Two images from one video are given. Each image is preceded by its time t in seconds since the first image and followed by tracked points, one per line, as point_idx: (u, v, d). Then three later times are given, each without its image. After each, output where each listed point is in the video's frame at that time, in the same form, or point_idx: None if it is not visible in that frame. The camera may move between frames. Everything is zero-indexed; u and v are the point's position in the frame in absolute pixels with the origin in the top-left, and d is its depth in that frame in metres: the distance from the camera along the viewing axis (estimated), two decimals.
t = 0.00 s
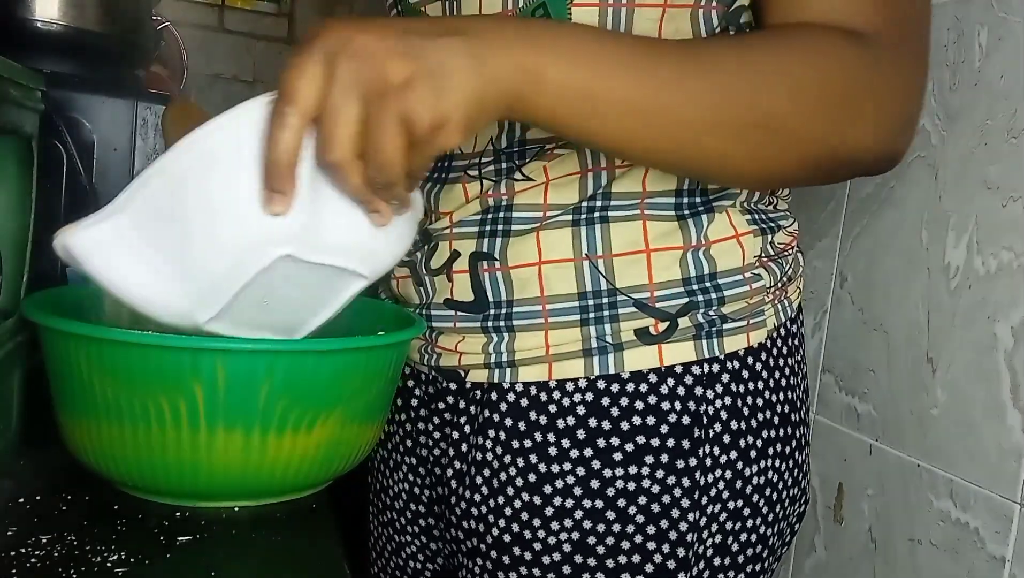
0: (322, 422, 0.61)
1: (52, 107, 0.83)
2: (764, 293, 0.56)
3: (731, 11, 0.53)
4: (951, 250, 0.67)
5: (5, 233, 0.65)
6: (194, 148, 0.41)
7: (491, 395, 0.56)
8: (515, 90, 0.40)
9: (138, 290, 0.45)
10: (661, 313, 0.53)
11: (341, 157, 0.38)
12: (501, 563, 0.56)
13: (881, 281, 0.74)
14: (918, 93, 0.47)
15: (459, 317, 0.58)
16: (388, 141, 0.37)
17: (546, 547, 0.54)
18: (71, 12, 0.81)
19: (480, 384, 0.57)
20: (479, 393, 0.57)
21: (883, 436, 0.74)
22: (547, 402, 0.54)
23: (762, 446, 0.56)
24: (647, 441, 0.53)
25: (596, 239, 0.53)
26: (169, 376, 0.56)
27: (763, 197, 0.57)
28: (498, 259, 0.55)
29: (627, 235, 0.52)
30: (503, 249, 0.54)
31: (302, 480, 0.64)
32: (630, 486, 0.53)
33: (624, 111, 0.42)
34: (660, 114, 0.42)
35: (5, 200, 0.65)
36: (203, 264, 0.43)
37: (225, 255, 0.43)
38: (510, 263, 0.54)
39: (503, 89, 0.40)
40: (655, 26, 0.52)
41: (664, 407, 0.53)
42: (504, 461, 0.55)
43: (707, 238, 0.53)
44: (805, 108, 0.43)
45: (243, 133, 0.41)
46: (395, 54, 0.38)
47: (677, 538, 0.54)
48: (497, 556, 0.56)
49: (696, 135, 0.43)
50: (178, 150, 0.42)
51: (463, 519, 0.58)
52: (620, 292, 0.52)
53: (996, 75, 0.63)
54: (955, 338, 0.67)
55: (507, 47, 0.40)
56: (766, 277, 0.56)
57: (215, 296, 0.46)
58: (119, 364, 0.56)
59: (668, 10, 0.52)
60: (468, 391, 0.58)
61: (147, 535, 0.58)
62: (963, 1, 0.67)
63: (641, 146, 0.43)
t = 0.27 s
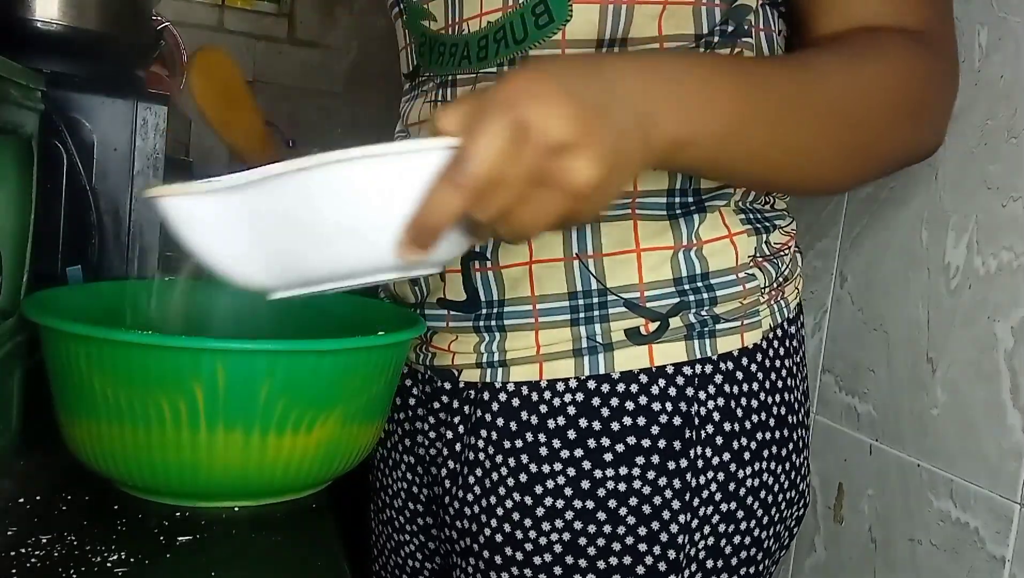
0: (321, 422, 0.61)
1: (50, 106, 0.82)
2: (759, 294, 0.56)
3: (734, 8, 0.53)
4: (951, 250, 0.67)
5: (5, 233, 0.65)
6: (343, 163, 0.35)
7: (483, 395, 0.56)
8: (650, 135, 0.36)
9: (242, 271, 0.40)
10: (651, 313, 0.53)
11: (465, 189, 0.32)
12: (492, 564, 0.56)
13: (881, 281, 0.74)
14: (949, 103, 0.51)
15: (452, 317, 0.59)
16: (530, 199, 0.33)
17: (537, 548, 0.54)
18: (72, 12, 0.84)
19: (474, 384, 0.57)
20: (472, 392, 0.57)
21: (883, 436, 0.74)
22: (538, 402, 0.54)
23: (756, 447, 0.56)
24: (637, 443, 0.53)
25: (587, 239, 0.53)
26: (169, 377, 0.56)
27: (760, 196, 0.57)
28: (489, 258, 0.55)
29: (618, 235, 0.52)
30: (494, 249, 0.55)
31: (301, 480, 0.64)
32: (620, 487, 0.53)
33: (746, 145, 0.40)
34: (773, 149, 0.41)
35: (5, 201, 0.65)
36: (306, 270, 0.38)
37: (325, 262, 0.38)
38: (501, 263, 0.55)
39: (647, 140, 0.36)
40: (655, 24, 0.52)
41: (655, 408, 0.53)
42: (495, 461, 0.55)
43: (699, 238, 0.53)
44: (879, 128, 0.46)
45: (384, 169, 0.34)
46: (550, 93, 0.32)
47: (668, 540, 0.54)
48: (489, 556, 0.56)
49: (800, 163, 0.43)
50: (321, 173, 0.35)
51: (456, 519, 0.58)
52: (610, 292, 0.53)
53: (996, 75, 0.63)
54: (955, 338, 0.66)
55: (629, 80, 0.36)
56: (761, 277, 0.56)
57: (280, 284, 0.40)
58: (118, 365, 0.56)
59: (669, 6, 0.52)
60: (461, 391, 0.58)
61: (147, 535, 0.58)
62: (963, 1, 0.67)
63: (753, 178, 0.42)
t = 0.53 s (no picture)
0: (321, 422, 0.61)
1: (51, 107, 0.83)
2: (767, 295, 0.56)
3: (747, 15, 0.53)
4: (951, 250, 0.67)
5: (5, 233, 0.65)
6: (381, 88, 0.30)
7: (492, 395, 0.56)
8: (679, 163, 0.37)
9: (225, 198, 0.31)
10: (662, 315, 0.53)
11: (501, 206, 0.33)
12: (501, 564, 0.56)
13: (882, 281, 0.74)
14: (963, 120, 0.53)
15: (461, 317, 0.58)
16: (562, 216, 0.34)
17: (546, 548, 0.54)
18: (71, 10, 0.83)
19: (482, 385, 0.57)
20: (480, 393, 0.57)
21: (883, 436, 0.74)
22: (547, 403, 0.54)
23: (763, 447, 0.56)
24: (647, 443, 0.53)
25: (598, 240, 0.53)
26: (169, 376, 0.56)
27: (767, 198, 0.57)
28: (500, 260, 0.55)
29: (629, 237, 0.52)
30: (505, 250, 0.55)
31: (301, 480, 0.64)
32: (630, 488, 0.53)
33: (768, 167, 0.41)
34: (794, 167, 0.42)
35: (5, 201, 0.65)
36: (316, 217, 0.31)
37: (339, 211, 0.31)
38: (511, 265, 0.55)
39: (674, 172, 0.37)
40: (668, 28, 0.52)
41: (665, 409, 0.53)
42: (505, 461, 0.55)
43: (710, 240, 0.53)
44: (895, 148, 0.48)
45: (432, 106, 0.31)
46: (617, 112, 0.33)
47: (677, 540, 0.54)
48: (497, 556, 0.56)
49: (815, 186, 0.44)
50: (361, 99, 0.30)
51: (463, 519, 0.58)
52: (621, 293, 0.53)
53: (996, 75, 0.63)
54: (955, 338, 0.67)
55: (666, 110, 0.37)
56: (769, 278, 0.56)
57: (277, 234, 0.32)
58: (120, 365, 0.56)
59: (681, 13, 0.52)
60: (469, 392, 0.58)
61: (147, 535, 0.58)
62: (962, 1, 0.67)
63: (768, 199, 0.43)
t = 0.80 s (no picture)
0: (321, 422, 0.61)
1: (52, 108, 0.83)
2: (770, 295, 0.56)
3: (749, 16, 0.53)
4: (950, 250, 0.67)
5: (5, 233, 0.65)
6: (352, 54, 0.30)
7: (496, 395, 0.56)
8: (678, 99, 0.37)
9: (230, 208, 0.31)
10: (667, 315, 0.53)
11: (506, 120, 0.30)
12: (505, 564, 0.56)
13: (882, 282, 0.74)
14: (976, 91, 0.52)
15: (465, 319, 0.58)
16: (572, 120, 0.31)
17: (550, 548, 0.54)
18: (70, 11, 0.77)
19: (486, 385, 0.57)
20: (484, 393, 0.57)
21: (883, 436, 0.74)
22: (552, 403, 0.54)
23: (767, 447, 0.56)
24: (652, 443, 0.53)
25: (602, 241, 0.53)
26: (169, 376, 0.56)
27: (770, 201, 0.57)
28: (504, 260, 0.55)
29: (633, 238, 0.52)
30: (509, 251, 0.55)
31: (301, 481, 0.64)
32: (635, 488, 0.53)
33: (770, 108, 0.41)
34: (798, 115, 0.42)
35: (6, 200, 0.64)
36: (323, 201, 0.31)
37: (349, 189, 0.31)
38: (516, 265, 0.55)
39: (676, 96, 0.36)
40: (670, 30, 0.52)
41: (669, 409, 0.53)
42: (509, 461, 0.55)
43: (713, 240, 0.53)
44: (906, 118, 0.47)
45: (412, 62, 0.30)
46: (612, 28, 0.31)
47: (681, 540, 0.54)
48: (501, 556, 0.56)
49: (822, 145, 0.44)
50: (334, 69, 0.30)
51: (467, 519, 0.58)
52: (625, 294, 0.52)
53: (996, 75, 0.63)
54: (955, 338, 0.67)
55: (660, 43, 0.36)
56: (773, 279, 0.56)
57: (293, 232, 0.31)
58: (121, 365, 0.56)
59: (684, 12, 0.52)
60: (473, 392, 0.58)
61: (148, 535, 0.58)
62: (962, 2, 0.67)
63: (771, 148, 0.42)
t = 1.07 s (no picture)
0: (321, 422, 0.61)
1: (52, 109, 0.83)
2: (768, 296, 0.56)
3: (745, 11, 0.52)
4: (950, 250, 0.67)
5: (5, 233, 0.65)
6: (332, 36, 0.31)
7: (493, 395, 0.56)
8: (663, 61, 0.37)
9: (232, 199, 0.32)
10: (662, 315, 0.53)
11: (496, 76, 0.31)
12: (501, 563, 0.56)
13: (882, 281, 0.74)
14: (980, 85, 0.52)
15: (463, 318, 0.58)
16: (555, 74, 0.31)
17: (546, 548, 0.54)
18: (71, 11, 0.77)
19: (484, 385, 0.57)
20: (481, 393, 0.57)
21: (883, 436, 0.74)
22: (548, 402, 0.54)
23: (765, 448, 0.56)
24: (647, 443, 0.53)
25: (598, 240, 0.52)
26: (169, 376, 0.56)
27: (768, 199, 0.57)
28: (501, 260, 0.54)
29: (629, 237, 0.52)
30: (505, 251, 0.54)
31: (301, 481, 0.64)
32: (630, 488, 0.53)
33: (757, 79, 0.41)
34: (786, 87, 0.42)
35: (6, 200, 0.64)
36: (316, 179, 0.32)
37: (342, 164, 0.32)
38: (512, 265, 0.54)
39: (661, 55, 0.37)
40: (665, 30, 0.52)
41: (664, 409, 0.53)
42: (505, 461, 0.55)
43: (710, 240, 0.53)
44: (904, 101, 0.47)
45: (391, 38, 0.32)
46: None
47: (676, 540, 0.54)
48: (497, 556, 0.56)
49: (814, 118, 0.44)
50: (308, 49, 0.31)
51: (464, 518, 0.59)
52: (620, 294, 0.53)
53: (996, 75, 0.63)
54: (955, 338, 0.67)
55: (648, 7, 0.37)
56: (770, 279, 0.56)
57: (296, 217, 0.33)
58: (121, 365, 0.56)
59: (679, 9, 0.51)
60: (471, 391, 0.58)
61: (148, 535, 0.58)
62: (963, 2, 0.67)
63: (761, 120, 0.43)
